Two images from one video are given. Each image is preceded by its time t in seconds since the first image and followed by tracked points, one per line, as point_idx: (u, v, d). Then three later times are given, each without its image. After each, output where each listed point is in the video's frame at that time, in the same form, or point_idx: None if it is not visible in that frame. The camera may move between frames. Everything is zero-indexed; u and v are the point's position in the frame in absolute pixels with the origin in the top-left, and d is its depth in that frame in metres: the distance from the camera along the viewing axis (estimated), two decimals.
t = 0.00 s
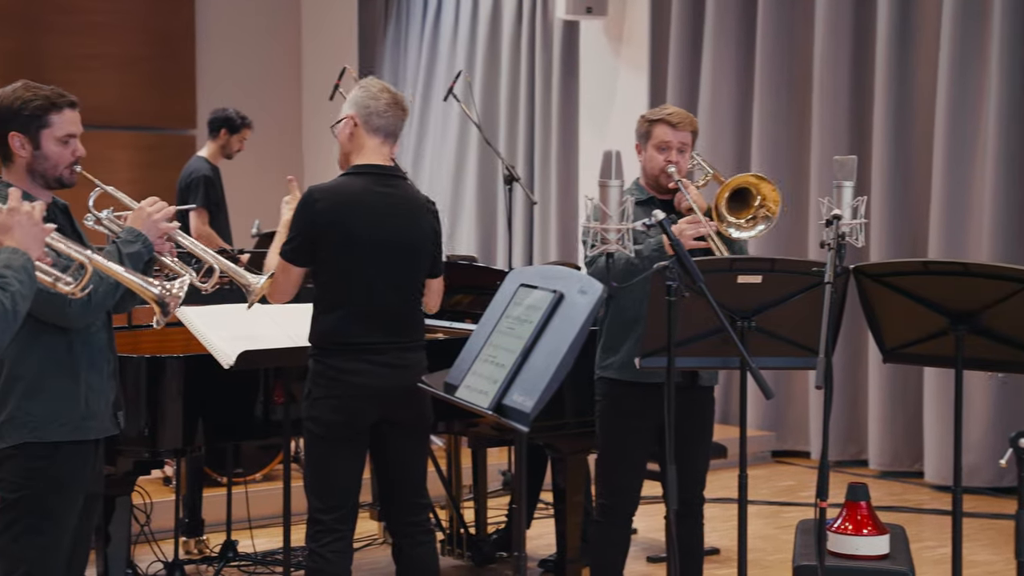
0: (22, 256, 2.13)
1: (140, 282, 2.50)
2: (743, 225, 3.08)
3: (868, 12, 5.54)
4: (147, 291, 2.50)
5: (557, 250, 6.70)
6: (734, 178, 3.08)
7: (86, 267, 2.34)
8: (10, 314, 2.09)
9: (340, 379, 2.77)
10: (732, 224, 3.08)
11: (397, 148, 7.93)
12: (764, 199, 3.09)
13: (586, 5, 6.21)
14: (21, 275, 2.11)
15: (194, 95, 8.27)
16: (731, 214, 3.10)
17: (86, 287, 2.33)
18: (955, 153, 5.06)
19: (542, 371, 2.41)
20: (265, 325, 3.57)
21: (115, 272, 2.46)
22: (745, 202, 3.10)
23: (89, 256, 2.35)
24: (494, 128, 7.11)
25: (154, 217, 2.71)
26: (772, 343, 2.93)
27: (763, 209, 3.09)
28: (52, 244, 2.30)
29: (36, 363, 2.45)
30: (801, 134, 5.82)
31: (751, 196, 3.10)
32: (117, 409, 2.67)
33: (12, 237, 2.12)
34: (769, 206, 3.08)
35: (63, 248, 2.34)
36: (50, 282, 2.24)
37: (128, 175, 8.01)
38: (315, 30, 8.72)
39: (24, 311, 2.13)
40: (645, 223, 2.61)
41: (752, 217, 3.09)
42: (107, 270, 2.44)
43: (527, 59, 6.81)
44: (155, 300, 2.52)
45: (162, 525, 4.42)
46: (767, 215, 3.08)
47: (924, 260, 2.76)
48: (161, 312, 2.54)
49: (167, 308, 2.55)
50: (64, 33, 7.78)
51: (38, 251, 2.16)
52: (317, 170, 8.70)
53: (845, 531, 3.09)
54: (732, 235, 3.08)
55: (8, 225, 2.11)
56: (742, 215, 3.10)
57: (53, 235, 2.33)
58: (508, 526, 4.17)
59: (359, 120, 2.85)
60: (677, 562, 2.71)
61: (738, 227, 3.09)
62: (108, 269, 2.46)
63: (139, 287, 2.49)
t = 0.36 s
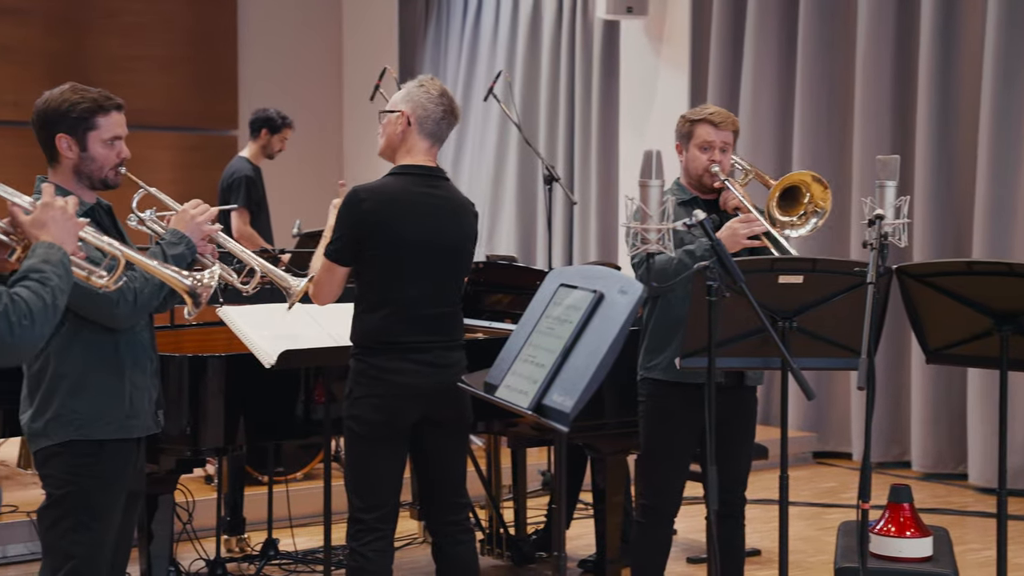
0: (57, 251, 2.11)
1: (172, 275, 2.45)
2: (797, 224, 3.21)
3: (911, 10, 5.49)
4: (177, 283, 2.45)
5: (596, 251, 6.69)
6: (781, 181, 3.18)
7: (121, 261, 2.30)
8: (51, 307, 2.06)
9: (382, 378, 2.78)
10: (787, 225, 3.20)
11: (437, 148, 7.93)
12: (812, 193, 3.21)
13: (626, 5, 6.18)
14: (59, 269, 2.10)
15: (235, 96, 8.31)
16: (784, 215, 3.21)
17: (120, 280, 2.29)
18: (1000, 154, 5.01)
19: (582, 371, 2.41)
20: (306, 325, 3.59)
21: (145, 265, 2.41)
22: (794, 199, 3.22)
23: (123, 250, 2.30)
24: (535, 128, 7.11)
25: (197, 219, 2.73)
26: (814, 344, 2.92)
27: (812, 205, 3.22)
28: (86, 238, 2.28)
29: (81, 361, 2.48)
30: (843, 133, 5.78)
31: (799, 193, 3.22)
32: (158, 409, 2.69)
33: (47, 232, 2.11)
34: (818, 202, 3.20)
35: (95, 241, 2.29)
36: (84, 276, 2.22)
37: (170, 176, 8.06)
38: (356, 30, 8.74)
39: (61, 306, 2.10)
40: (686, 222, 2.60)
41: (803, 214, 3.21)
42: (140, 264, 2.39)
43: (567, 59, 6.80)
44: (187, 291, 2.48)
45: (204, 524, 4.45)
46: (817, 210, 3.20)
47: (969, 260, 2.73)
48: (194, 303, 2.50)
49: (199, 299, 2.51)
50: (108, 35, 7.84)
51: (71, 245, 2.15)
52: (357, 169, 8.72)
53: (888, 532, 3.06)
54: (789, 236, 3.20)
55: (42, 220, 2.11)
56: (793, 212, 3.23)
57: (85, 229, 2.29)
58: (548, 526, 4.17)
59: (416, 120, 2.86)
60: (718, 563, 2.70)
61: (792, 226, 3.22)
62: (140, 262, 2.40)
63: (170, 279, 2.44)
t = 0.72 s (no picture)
0: (86, 254, 2.08)
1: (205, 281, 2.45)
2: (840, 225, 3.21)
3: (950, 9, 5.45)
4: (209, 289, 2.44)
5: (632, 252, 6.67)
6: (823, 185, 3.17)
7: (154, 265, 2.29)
8: (73, 311, 2.02)
9: (418, 377, 2.79)
10: (831, 227, 3.20)
11: (473, 149, 7.94)
12: (852, 193, 3.20)
13: (662, 4, 6.15)
14: (85, 273, 2.06)
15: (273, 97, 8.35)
16: (826, 216, 3.21)
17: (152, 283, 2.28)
18: None
19: (617, 369, 2.40)
20: (342, 325, 3.60)
21: (176, 268, 2.40)
22: (835, 200, 3.22)
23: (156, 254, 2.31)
24: (571, 129, 7.11)
25: (235, 221, 2.74)
26: (851, 344, 2.89)
27: (853, 205, 3.22)
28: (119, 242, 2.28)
29: (121, 362, 2.50)
30: (881, 133, 5.74)
31: (840, 194, 3.22)
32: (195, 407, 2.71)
33: (78, 236, 2.10)
34: (860, 203, 3.19)
35: (127, 244, 2.29)
36: (115, 280, 2.17)
37: (208, 176, 8.10)
38: (392, 31, 8.76)
39: (87, 311, 2.06)
40: (722, 222, 2.59)
41: (845, 214, 3.21)
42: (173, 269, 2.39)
43: (603, 59, 6.79)
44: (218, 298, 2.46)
45: (241, 522, 4.47)
46: (859, 210, 3.20)
47: (1009, 260, 2.71)
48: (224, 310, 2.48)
49: (230, 305, 2.48)
50: (147, 37, 7.89)
51: (100, 248, 2.13)
52: (393, 169, 8.74)
53: (925, 534, 3.04)
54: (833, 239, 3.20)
55: (74, 224, 2.10)
56: (835, 213, 3.23)
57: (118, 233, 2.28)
58: (583, 526, 4.17)
59: (449, 122, 2.85)
60: (754, 564, 2.69)
61: (835, 227, 3.22)
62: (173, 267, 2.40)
63: (201, 285, 2.43)
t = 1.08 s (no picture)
0: (115, 257, 1.95)
1: (237, 285, 2.42)
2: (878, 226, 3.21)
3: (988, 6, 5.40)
4: (239, 291, 2.42)
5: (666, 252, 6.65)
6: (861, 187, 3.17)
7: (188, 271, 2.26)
8: (92, 315, 1.88)
9: (448, 377, 2.79)
10: (869, 228, 3.21)
11: (507, 148, 7.93)
12: (891, 195, 3.21)
13: (696, 3, 6.10)
14: (109, 275, 1.92)
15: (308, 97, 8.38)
16: (864, 216, 3.22)
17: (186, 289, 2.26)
18: None
19: (651, 369, 2.40)
20: (376, 325, 3.61)
21: (212, 275, 2.38)
22: (874, 200, 3.23)
23: (191, 260, 2.27)
24: (604, 128, 7.10)
25: (268, 223, 2.75)
26: (886, 345, 2.87)
27: (890, 207, 3.22)
28: (154, 246, 2.22)
29: (153, 360, 2.52)
30: (918, 132, 5.70)
31: (879, 194, 3.22)
32: (231, 406, 2.72)
33: (110, 238, 1.98)
34: (897, 205, 3.20)
35: (162, 249, 2.24)
36: (152, 284, 2.16)
37: (244, 176, 8.15)
38: (426, 31, 8.78)
39: (108, 316, 1.92)
40: (757, 221, 2.57)
41: (882, 214, 3.22)
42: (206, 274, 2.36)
43: (637, 59, 6.79)
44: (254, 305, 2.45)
45: (276, 520, 4.49)
46: (896, 212, 3.20)
47: None
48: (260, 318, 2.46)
49: (265, 312, 2.46)
50: (183, 38, 7.93)
51: (134, 251, 2.00)
52: (427, 169, 8.76)
53: (963, 537, 3.13)
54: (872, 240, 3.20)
55: (107, 226, 1.98)
56: (873, 213, 3.23)
57: (155, 238, 2.24)
58: (616, 526, 4.16)
59: (475, 124, 2.84)
60: (788, 564, 2.67)
61: (873, 227, 3.22)
62: (206, 272, 2.38)
63: (235, 292, 2.42)
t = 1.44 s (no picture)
0: (146, 266, 1.89)
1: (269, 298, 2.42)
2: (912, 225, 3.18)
3: None
4: (272, 304, 2.42)
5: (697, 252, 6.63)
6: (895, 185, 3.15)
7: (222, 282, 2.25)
8: (116, 326, 1.82)
9: (474, 377, 2.80)
10: (904, 226, 3.18)
11: (538, 147, 7.93)
12: (926, 194, 3.19)
13: (728, 3, 6.05)
14: (136, 287, 1.86)
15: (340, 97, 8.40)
16: (898, 215, 3.20)
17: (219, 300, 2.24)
18: None
19: (683, 369, 2.39)
20: (408, 325, 3.62)
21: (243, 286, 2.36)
22: (908, 199, 3.21)
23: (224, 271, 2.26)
24: (636, 127, 7.09)
25: (298, 226, 2.73)
26: (922, 345, 2.84)
27: (924, 207, 3.20)
28: (189, 255, 2.18)
29: (180, 359, 2.53)
30: (953, 131, 5.66)
31: (913, 192, 3.20)
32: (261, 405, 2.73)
33: (142, 247, 1.92)
34: (932, 204, 3.18)
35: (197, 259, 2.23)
36: (185, 293, 2.11)
37: (277, 176, 8.18)
38: (457, 30, 8.78)
39: (132, 328, 1.86)
40: (791, 220, 2.56)
41: (917, 214, 3.19)
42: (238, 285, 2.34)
43: (668, 59, 6.77)
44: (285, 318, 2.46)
45: (307, 518, 4.51)
46: (930, 212, 3.18)
47: None
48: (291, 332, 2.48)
49: (297, 325, 2.49)
50: (216, 38, 7.96)
51: (167, 261, 1.94)
52: (457, 169, 8.76)
53: (998, 538, 3.14)
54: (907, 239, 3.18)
55: (140, 233, 1.92)
56: (907, 212, 3.21)
57: (190, 246, 2.22)
58: (648, 526, 4.15)
59: (504, 125, 2.85)
60: (822, 565, 2.65)
61: (908, 226, 3.20)
62: (237, 282, 2.36)
63: (265, 304, 2.41)
